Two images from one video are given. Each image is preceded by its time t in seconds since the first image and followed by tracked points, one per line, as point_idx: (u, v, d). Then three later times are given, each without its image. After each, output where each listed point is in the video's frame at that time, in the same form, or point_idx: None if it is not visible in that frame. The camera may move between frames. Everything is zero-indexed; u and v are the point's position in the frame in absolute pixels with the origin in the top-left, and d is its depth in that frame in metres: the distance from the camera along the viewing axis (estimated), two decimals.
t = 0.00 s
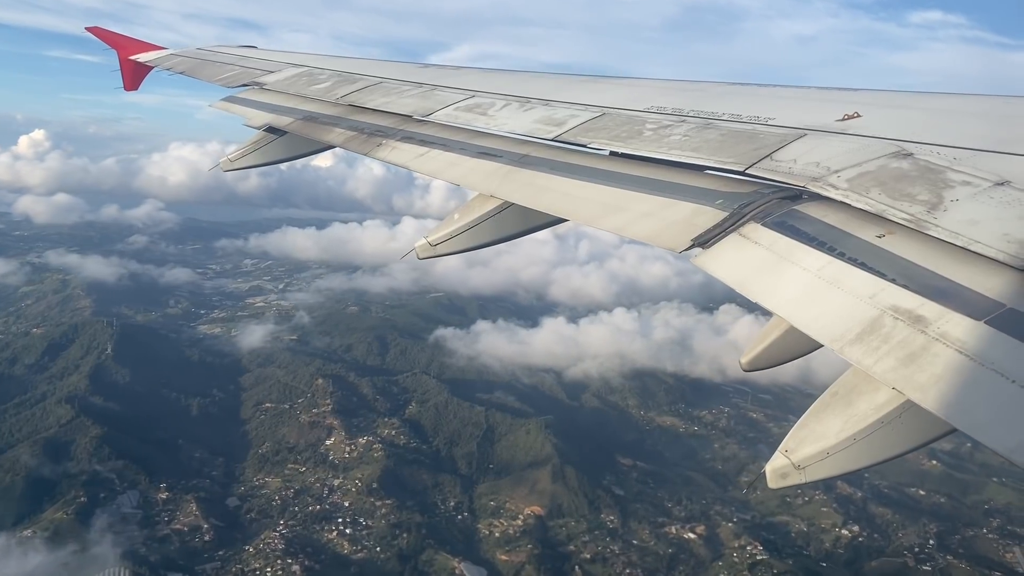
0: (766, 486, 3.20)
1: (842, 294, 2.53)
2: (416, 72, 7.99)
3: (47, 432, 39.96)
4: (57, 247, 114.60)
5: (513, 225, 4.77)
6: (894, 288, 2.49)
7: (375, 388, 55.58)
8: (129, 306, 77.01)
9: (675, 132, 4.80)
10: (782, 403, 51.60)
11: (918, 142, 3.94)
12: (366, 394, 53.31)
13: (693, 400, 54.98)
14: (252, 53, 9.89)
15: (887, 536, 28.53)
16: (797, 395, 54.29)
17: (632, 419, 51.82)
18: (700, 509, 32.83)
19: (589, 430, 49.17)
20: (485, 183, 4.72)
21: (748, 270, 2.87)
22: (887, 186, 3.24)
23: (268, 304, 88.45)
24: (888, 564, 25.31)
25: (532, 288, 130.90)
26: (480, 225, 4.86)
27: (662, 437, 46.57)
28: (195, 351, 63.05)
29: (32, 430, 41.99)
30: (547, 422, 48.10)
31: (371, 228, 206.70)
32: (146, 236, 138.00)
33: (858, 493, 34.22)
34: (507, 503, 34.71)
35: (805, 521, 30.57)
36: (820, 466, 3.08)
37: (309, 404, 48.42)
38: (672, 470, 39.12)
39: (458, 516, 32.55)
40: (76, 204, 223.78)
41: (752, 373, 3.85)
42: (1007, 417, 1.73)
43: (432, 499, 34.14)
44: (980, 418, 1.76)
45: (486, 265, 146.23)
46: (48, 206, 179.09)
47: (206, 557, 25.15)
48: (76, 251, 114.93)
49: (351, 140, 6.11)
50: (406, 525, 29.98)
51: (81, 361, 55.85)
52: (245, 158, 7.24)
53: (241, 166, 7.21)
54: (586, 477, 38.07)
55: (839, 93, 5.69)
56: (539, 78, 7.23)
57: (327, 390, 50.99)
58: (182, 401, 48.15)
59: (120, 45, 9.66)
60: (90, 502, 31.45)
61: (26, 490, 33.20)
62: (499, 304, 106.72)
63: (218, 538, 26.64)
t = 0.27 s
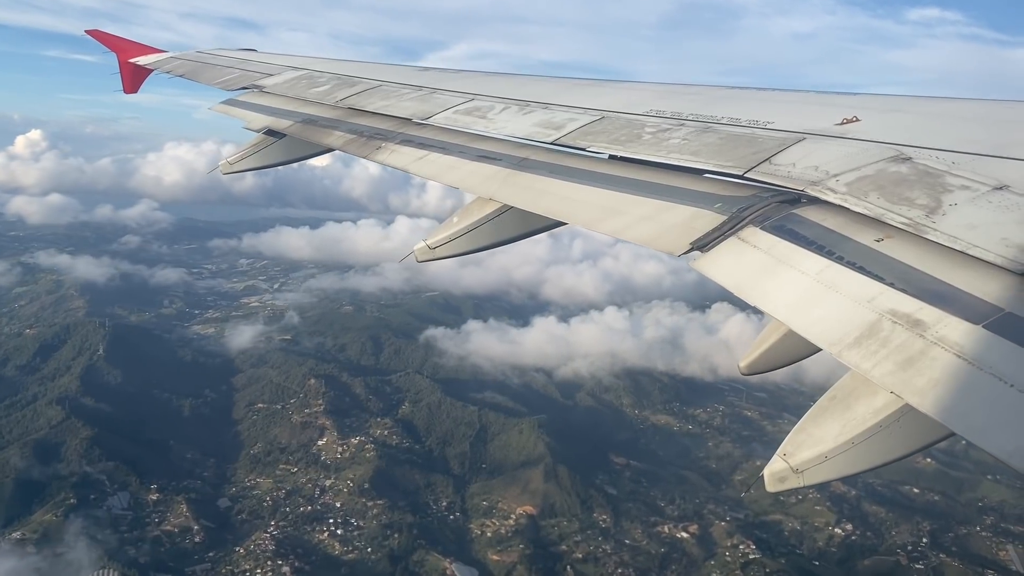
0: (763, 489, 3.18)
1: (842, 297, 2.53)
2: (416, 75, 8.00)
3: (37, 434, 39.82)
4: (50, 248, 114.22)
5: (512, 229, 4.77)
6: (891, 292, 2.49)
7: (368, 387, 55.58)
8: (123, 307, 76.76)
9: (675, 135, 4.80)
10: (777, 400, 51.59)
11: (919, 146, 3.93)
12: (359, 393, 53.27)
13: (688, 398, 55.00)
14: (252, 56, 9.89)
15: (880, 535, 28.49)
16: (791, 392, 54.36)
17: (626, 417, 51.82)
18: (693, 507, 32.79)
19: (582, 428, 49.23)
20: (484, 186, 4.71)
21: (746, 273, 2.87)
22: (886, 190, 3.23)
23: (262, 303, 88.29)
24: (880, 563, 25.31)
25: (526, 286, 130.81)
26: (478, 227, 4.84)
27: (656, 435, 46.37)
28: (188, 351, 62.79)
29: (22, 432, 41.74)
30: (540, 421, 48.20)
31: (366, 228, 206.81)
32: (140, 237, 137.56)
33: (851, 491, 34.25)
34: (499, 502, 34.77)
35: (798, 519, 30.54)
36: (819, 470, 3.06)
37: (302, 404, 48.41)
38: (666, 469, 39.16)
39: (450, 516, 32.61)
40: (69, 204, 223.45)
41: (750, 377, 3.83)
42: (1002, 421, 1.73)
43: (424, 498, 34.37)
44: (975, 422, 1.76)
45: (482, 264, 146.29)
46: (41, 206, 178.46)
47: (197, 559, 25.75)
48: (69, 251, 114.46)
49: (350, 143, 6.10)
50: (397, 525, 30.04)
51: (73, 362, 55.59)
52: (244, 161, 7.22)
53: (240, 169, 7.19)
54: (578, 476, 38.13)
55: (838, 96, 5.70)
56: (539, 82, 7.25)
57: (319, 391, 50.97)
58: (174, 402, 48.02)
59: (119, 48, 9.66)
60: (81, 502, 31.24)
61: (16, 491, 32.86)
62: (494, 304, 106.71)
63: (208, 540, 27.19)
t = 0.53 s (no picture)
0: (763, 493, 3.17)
1: (840, 300, 2.52)
2: (416, 78, 8.00)
3: (26, 435, 39.61)
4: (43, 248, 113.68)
5: (510, 231, 4.76)
6: (891, 294, 2.48)
7: (360, 387, 55.56)
8: (116, 307, 76.44)
9: (674, 138, 4.80)
10: (772, 397, 51.64)
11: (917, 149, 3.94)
12: (352, 392, 53.23)
13: (683, 396, 55.03)
14: (251, 58, 9.88)
15: (873, 532, 28.46)
16: (785, 389, 54.42)
17: (620, 416, 51.81)
18: (686, 506, 32.67)
19: (574, 428, 49.28)
20: (483, 188, 4.69)
21: (745, 275, 2.86)
22: (885, 193, 3.22)
23: (255, 302, 88.09)
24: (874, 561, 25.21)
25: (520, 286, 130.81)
26: (478, 229, 4.83)
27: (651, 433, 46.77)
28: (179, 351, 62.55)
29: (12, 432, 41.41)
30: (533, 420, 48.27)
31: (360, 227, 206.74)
32: (134, 236, 137.00)
33: (845, 488, 34.25)
34: (491, 502, 34.75)
35: (792, 517, 30.51)
36: (818, 472, 3.05)
37: (294, 404, 48.37)
38: (659, 467, 39.18)
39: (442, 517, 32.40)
40: (60, 203, 222.36)
41: (749, 379, 3.81)
42: (1002, 424, 1.72)
43: (416, 499, 34.56)
44: (973, 424, 1.76)
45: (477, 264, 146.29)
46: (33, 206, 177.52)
47: (186, 560, 25.50)
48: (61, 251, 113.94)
49: (350, 145, 6.10)
50: (389, 526, 29.95)
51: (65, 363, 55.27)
52: (243, 163, 7.21)
53: (239, 172, 7.18)
54: (570, 474, 38.08)
55: (836, 99, 5.70)
56: (539, 84, 7.25)
57: (312, 390, 50.89)
58: (166, 403, 47.82)
59: (119, 50, 9.66)
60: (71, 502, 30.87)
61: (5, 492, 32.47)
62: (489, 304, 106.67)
63: (199, 540, 27.04)
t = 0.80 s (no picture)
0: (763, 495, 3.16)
1: (841, 302, 2.51)
2: (416, 80, 8.01)
3: (17, 436, 39.49)
4: (36, 249, 113.33)
5: (511, 234, 4.75)
6: (891, 296, 2.48)
7: (352, 386, 55.54)
8: (110, 308, 76.21)
9: (674, 140, 4.81)
10: (766, 395, 51.64)
11: (916, 152, 3.94)
12: (344, 391, 53.18)
13: (678, 394, 55.03)
14: (252, 61, 9.89)
15: (867, 530, 28.40)
16: (778, 386, 54.45)
17: (615, 415, 51.81)
18: (680, 503, 32.19)
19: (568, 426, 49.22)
20: (483, 191, 4.70)
21: (745, 277, 2.86)
22: (885, 195, 3.22)
23: (249, 302, 87.96)
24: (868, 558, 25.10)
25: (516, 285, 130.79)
26: (478, 231, 4.83)
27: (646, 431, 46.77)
28: (172, 351, 62.37)
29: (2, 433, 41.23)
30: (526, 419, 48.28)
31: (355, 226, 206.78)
32: (128, 237, 136.59)
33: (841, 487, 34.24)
34: (484, 501, 34.73)
35: (785, 515, 30.51)
36: (817, 474, 3.04)
37: (286, 404, 48.36)
38: (653, 465, 39.13)
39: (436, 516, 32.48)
40: (53, 203, 221.48)
41: (749, 381, 3.81)
42: (1003, 426, 1.72)
43: (409, 498, 34.21)
44: (975, 425, 1.75)
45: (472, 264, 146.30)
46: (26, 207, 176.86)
47: (176, 560, 25.50)
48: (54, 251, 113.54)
49: (350, 147, 6.11)
50: (381, 525, 29.98)
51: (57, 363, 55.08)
52: (243, 165, 7.21)
53: (239, 174, 7.18)
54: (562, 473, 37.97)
55: (835, 101, 5.72)
56: (537, 86, 7.26)
57: (304, 390, 50.79)
58: (158, 403, 47.76)
59: (120, 53, 9.69)
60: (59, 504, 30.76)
61: None
62: (485, 304, 106.64)
63: (190, 541, 27.05)
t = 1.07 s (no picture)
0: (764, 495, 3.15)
1: (840, 302, 2.52)
2: (415, 81, 8.01)
3: (8, 437, 39.38)
4: (30, 249, 112.96)
5: (511, 234, 4.75)
6: (892, 296, 2.47)
7: (345, 385, 55.53)
8: (104, 307, 75.97)
9: (673, 140, 4.80)
10: (761, 392, 51.69)
11: (917, 152, 3.93)
12: (337, 390, 53.18)
13: (674, 391, 55.06)
14: (251, 61, 9.89)
15: (859, 527, 28.35)
16: (773, 384, 54.52)
17: (609, 413, 51.84)
18: (672, 502, 32.87)
19: (562, 425, 49.23)
20: (483, 191, 4.69)
21: (746, 277, 2.85)
22: (885, 195, 3.21)
23: (244, 301, 87.89)
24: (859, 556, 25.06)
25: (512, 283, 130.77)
26: (478, 232, 4.83)
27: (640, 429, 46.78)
28: (165, 350, 62.26)
29: None
30: (519, 418, 48.30)
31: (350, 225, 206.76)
32: (122, 237, 136.21)
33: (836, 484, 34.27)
34: (475, 499, 34.73)
35: (779, 513, 30.55)
36: (817, 475, 3.03)
37: (278, 403, 48.35)
38: (648, 463, 39.11)
39: (429, 515, 32.50)
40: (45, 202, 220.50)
41: (749, 381, 3.80)
42: (1003, 426, 1.72)
43: (401, 497, 34.39)
44: (974, 426, 1.75)
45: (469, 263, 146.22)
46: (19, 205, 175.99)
47: (167, 561, 25.63)
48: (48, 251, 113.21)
49: (350, 147, 6.11)
50: (372, 524, 30.04)
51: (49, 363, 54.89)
52: (243, 166, 7.22)
53: (239, 174, 7.19)
54: (554, 471, 37.81)
55: (833, 101, 5.71)
56: (536, 87, 7.27)
57: (296, 390, 50.75)
58: (151, 403, 47.72)
59: (119, 53, 9.68)
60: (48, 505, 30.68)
61: None
62: (481, 302, 106.58)
63: (180, 541, 27.09)
